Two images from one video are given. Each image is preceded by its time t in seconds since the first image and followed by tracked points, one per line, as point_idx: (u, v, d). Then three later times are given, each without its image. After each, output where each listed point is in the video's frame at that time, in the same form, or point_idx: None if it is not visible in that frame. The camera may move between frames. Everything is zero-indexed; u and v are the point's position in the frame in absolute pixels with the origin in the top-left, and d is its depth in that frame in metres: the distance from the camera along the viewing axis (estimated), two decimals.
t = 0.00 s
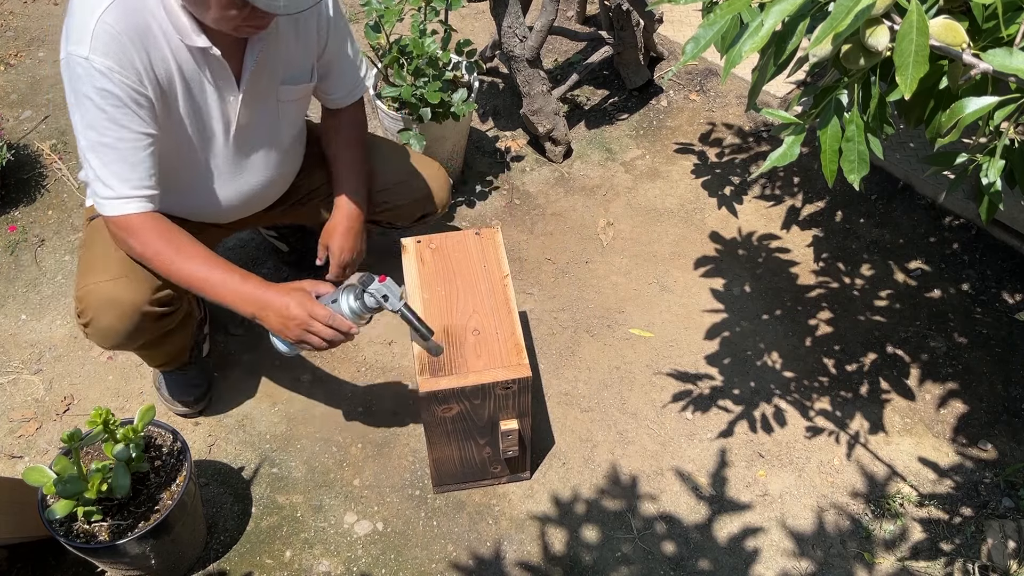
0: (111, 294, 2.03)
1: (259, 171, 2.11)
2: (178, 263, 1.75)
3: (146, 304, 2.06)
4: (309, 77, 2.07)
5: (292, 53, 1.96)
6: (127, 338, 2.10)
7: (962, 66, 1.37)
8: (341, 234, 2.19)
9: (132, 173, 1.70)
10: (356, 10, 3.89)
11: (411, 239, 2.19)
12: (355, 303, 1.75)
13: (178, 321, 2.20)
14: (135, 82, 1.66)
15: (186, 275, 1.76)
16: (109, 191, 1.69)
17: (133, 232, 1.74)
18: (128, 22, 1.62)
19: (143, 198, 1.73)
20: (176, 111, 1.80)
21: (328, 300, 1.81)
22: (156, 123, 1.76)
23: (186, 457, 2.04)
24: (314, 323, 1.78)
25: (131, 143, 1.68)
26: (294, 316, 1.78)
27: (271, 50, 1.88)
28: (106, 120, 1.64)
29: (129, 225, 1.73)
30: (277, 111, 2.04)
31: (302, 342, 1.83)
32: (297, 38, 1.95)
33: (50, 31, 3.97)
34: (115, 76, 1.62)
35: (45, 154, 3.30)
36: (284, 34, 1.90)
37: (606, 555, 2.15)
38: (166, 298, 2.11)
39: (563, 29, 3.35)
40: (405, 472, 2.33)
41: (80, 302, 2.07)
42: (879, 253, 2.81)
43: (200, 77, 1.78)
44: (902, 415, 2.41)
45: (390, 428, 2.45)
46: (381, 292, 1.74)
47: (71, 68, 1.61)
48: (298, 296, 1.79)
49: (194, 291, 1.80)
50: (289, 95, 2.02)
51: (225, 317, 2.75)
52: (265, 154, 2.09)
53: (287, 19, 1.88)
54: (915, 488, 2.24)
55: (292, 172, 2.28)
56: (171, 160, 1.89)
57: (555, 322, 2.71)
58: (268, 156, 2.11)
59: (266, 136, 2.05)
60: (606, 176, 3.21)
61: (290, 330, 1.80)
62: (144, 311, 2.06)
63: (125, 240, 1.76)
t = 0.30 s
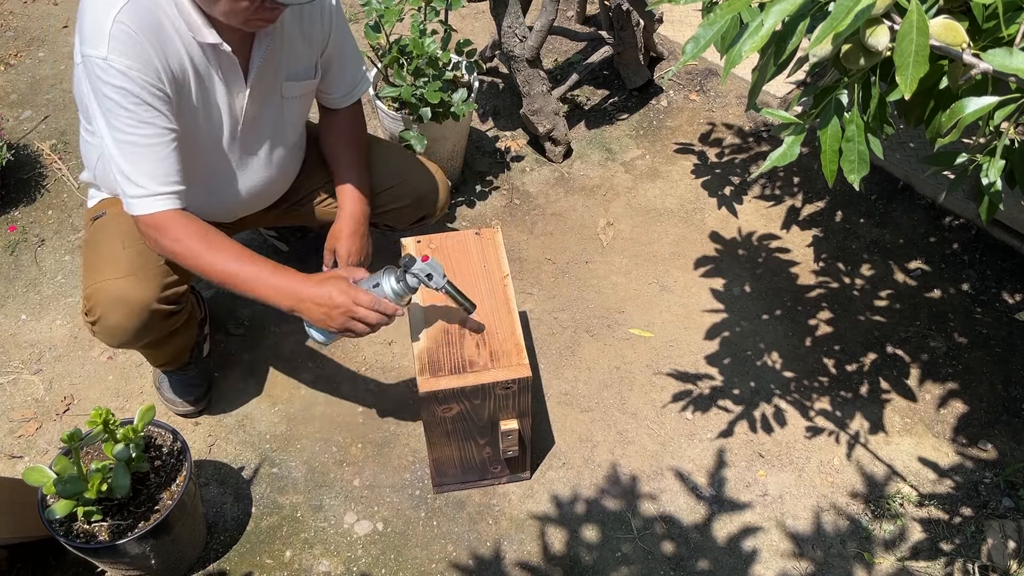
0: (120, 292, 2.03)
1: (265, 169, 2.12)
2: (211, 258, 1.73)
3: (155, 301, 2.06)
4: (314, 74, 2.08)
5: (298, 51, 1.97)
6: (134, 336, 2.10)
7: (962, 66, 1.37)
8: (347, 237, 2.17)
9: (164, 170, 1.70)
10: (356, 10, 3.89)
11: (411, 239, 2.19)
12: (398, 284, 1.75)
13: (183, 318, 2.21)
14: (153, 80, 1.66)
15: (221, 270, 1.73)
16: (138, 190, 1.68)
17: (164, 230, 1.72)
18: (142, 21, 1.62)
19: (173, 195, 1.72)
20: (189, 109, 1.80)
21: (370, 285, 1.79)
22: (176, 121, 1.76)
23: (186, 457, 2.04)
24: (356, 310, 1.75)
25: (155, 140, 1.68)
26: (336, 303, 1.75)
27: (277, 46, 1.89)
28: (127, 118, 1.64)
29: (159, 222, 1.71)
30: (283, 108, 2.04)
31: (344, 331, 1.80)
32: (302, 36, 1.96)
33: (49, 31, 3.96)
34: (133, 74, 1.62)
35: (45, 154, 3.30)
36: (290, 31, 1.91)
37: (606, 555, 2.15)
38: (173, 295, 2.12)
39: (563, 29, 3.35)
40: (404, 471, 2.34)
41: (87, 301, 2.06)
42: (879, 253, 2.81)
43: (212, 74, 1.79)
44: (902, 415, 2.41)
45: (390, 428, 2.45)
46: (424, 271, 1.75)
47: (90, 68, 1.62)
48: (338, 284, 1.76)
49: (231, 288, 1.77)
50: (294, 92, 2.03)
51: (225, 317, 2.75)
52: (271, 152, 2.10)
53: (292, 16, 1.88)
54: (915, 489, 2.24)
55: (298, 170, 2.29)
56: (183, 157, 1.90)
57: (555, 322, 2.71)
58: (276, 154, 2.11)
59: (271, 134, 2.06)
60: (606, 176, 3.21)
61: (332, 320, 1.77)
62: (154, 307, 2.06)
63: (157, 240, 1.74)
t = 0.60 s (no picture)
0: (116, 291, 2.02)
1: (264, 169, 2.12)
2: (211, 261, 1.71)
3: (150, 300, 2.06)
4: (314, 75, 2.08)
5: (298, 52, 1.97)
6: (128, 335, 2.10)
7: (962, 66, 1.37)
8: (345, 239, 2.18)
9: (165, 167, 1.69)
10: (356, 10, 3.89)
11: (411, 239, 2.19)
12: (398, 309, 1.74)
13: (178, 318, 2.20)
14: (151, 79, 1.66)
15: (221, 274, 1.71)
16: (139, 186, 1.67)
17: (165, 229, 1.70)
18: (140, 19, 1.62)
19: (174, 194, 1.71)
20: (186, 108, 1.80)
21: (369, 306, 1.77)
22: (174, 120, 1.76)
23: (186, 458, 2.04)
24: (353, 329, 1.73)
25: (154, 138, 1.67)
26: (333, 320, 1.72)
27: (276, 48, 1.89)
28: (124, 116, 1.64)
29: (161, 221, 1.70)
30: (282, 109, 2.04)
31: (337, 347, 1.77)
32: (302, 37, 1.96)
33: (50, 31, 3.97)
34: (130, 72, 1.62)
35: (45, 154, 3.30)
36: (290, 32, 1.91)
37: (606, 555, 2.15)
38: (168, 294, 2.11)
39: (563, 29, 3.35)
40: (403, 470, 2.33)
41: (82, 298, 2.06)
42: (879, 253, 2.81)
43: (209, 73, 1.79)
44: (902, 415, 2.40)
45: (390, 428, 2.45)
46: (427, 303, 1.73)
47: (88, 66, 1.62)
48: (338, 300, 1.73)
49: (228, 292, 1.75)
50: (293, 93, 2.03)
51: (225, 318, 2.75)
52: (270, 152, 2.10)
53: (293, 18, 1.88)
54: (915, 488, 2.24)
55: (292, 172, 2.29)
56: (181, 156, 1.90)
57: (555, 322, 2.71)
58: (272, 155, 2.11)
59: (270, 134, 2.06)
60: (606, 176, 3.21)
61: (327, 335, 1.74)
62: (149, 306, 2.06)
63: (157, 239, 1.72)
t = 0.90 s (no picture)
0: (116, 294, 2.02)
1: (262, 173, 2.11)
2: (160, 268, 1.71)
3: (151, 303, 2.04)
4: (315, 80, 2.07)
5: (297, 56, 1.96)
6: (130, 337, 2.10)
7: (962, 66, 1.37)
8: (345, 244, 2.18)
9: (130, 172, 1.68)
10: (356, 10, 3.89)
11: (411, 239, 2.19)
12: (342, 325, 1.76)
13: (180, 320, 2.18)
14: (135, 81, 1.66)
15: (168, 282, 1.71)
16: (102, 188, 1.66)
17: (117, 232, 1.70)
18: (131, 21, 1.62)
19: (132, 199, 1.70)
20: (177, 111, 1.80)
21: (313, 319, 1.79)
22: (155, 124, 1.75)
23: (186, 458, 2.04)
24: (295, 343, 1.75)
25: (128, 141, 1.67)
26: (276, 334, 1.74)
27: (275, 53, 1.88)
28: (103, 118, 1.64)
29: (115, 225, 1.70)
30: (281, 113, 2.04)
31: (279, 359, 1.80)
32: (302, 41, 1.95)
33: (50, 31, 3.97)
34: (116, 74, 1.62)
35: (45, 154, 3.30)
36: (289, 37, 1.90)
37: (606, 555, 2.15)
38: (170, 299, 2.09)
39: (563, 29, 3.35)
40: (403, 470, 2.24)
41: (85, 301, 2.07)
42: (879, 253, 2.81)
43: (201, 77, 1.78)
44: (902, 415, 2.40)
45: (390, 428, 2.45)
46: (371, 320, 1.76)
47: (76, 64, 1.62)
48: (284, 315, 1.75)
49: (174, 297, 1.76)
50: (294, 98, 2.03)
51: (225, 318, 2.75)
52: (270, 156, 2.09)
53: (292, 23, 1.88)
54: (915, 489, 2.24)
55: (292, 176, 2.28)
56: (173, 159, 1.90)
57: (555, 322, 2.71)
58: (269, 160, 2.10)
59: (270, 139, 2.05)
60: (606, 176, 3.21)
61: (269, 347, 1.77)
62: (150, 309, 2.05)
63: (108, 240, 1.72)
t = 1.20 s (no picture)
0: (121, 297, 2.02)
1: (264, 173, 2.12)
2: (233, 257, 1.71)
3: (156, 305, 2.06)
4: (314, 78, 2.08)
5: (296, 55, 1.97)
6: (135, 340, 2.10)
7: (962, 66, 1.37)
8: (347, 240, 2.17)
9: (175, 170, 1.69)
10: (356, 10, 3.89)
11: (411, 239, 2.20)
12: (427, 284, 1.79)
13: (183, 321, 2.20)
14: (153, 84, 1.66)
15: (244, 269, 1.71)
16: (148, 191, 1.67)
17: (182, 231, 1.70)
18: (140, 26, 1.62)
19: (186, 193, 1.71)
20: (188, 113, 1.81)
21: (396, 284, 1.81)
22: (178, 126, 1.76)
23: (186, 458, 2.04)
24: (385, 308, 1.74)
25: (160, 142, 1.68)
26: (365, 302, 1.73)
27: (276, 53, 1.88)
28: (130, 123, 1.65)
29: (177, 223, 1.70)
30: (281, 112, 2.04)
31: (371, 329, 1.79)
32: (301, 40, 1.96)
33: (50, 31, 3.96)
34: (134, 79, 1.62)
35: (45, 154, 3.30)
36: (289, 36, 1.91)
37: (606, 555, 2.15)
38: (174, 300, 2.11)
39: (563, 29, 3.35)
40: (403, 470, 2.25)
41: (90, 305, 2.07)
42: (879, 253, 2.81)
43: (209, 78, 1.79)
44: (902, 415, 2.40)
45: (390, 428, 2.45)
46: (455, 274, 1.78)
47: (90, 73, 1.62)
48: (369, 282, 1.74)
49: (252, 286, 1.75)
50: (293, 97, 2.03)
51: (225, 318, 2.75)
52: (270, 155, 2.10)
53: (292, 22, 1.88)
54: (915, 489, 2.24)
55: (292, 175, 2.28)
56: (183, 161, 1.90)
57: (555, 322, 2.70)
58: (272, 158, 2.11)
59: (271, 138, 2.06)
60: (606, 176, 3.21)
61: (359, 317, 1.75)
62: (156, 311, 2.06)
63: (173, 240, 1.72)
